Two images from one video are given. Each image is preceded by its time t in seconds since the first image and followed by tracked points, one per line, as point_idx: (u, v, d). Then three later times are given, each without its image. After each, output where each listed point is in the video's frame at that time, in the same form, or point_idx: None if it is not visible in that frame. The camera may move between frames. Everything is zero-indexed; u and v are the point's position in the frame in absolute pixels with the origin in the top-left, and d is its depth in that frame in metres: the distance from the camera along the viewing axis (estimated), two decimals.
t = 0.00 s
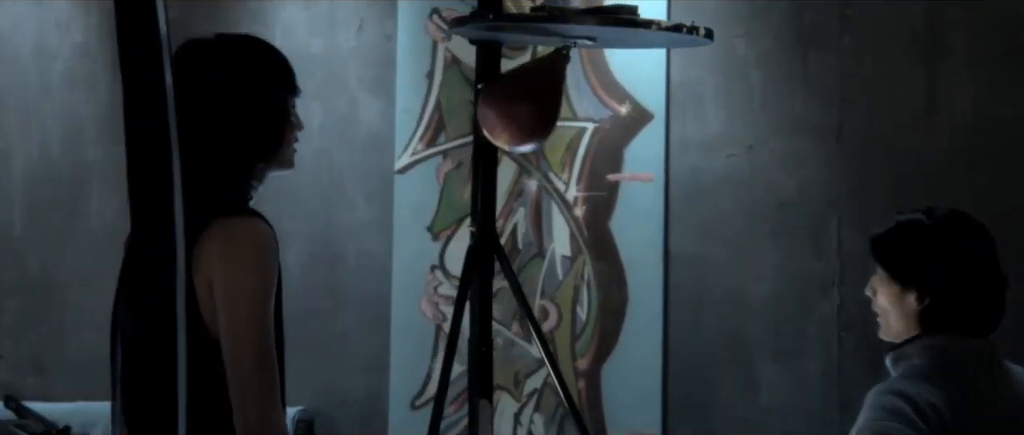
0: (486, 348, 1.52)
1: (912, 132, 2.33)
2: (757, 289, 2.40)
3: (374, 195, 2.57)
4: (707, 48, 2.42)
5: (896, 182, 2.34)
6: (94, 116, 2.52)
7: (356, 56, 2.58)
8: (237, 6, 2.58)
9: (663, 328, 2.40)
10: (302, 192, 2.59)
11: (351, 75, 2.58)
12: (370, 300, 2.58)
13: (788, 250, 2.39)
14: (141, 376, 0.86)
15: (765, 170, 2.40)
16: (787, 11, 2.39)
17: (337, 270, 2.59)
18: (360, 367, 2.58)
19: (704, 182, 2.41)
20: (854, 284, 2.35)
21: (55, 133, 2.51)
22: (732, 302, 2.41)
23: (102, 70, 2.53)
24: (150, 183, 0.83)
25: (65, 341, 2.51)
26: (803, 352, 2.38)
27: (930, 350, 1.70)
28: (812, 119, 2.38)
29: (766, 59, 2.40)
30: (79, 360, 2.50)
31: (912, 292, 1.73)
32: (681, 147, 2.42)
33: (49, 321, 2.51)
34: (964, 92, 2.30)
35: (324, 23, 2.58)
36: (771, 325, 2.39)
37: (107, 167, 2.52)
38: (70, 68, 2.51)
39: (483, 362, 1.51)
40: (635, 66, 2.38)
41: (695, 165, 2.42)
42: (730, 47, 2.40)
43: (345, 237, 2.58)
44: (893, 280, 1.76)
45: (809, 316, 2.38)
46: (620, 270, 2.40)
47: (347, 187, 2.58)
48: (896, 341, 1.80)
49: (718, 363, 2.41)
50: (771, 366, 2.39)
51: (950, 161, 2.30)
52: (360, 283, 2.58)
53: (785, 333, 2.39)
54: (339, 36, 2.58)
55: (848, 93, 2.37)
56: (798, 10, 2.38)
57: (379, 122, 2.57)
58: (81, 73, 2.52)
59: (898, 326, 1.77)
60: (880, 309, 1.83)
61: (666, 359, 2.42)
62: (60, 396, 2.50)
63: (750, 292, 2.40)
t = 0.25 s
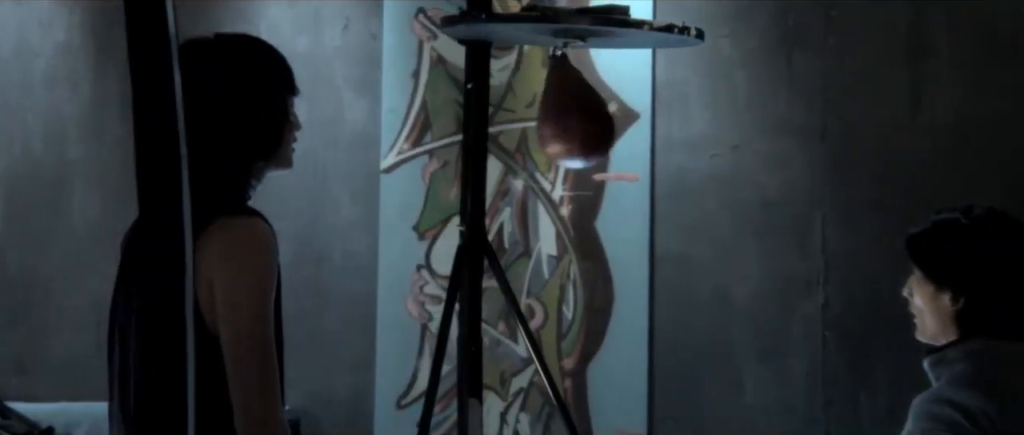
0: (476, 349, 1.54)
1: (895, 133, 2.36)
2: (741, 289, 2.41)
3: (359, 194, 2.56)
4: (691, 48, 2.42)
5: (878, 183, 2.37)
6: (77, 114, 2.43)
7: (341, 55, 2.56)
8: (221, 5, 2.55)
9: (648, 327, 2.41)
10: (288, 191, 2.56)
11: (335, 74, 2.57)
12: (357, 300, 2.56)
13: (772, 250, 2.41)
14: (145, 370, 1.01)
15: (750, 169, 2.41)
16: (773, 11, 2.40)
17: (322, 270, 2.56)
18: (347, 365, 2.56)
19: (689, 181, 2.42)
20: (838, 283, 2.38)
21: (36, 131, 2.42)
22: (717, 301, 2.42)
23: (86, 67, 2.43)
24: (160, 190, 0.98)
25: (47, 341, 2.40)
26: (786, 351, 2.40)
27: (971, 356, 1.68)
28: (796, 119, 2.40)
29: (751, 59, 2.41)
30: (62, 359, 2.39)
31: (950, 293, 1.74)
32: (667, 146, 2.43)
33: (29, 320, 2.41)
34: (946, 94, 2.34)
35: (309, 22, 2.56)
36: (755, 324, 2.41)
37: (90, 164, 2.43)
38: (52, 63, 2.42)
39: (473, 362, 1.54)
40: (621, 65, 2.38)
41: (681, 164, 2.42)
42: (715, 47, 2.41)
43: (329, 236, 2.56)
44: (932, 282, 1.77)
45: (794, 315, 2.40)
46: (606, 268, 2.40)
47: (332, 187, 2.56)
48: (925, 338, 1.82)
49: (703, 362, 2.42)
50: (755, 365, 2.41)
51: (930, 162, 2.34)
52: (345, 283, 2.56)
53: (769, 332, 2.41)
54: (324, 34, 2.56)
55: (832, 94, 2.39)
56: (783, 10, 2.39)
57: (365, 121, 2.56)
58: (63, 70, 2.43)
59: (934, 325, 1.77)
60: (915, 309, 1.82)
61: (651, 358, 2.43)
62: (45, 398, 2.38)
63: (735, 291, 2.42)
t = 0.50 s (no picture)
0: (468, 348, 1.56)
1: (879, 132, 2.37)
2: (728, 289, 2.42)
3: (347, 193, 2.55)
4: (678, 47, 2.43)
5: (863, 182, 2.38)
6: (62, 111, 2.39)
7: (329, 55, 2.55)
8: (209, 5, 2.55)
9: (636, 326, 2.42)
10: (275, 191, 2.54)
11: (324, 74, 2.55)
12: (344, 298, 2.55)
13: (760, 250, 2.42)
14: (145, 372, 0.98)
15: (737, 169, 2.42)
16: (760, 11, 2.41)
17: (310, 271, 2.55)
18: (333, 366, 2.55)
19: (677, 181, 2.43)
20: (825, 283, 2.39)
21: (21, 131, 2.39)
22: (704, 300, 2.43)
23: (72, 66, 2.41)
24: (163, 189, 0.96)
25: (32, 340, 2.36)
26: (773, 350, 2.41)
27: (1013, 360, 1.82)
28: (783, 119, 2.41)
29: (738, 59, 2.41)
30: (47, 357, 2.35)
31: (992, 297, 1.90)
32: (654, 146, 2.44)
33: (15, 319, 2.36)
34: (928, 94, 2.35)
35: (297, 22, 2.55)
36: (743, 323, 2.42)
37: (77, 161, 2.39)
38: (38, 65, 2.40)
39: (466, 363, 1.56)
40: (609, 65, 2.38)
41: (669, 163, 2.43)
42: (702, 47, 2.42)
43: (318, 237, 2.55)
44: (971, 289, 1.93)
45: (781, 314, 2.41)
46: (594, 268, 2.42)
47: (320, 187, 2.55)
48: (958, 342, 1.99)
49: (690, 360, 2.43)
50: (742, 364, 2.42)
51: (914, 161, 2.35)
52: (334, 285, 2.55)
53: (756, 331, 2.42)
54: (313, 34, 2.55)
55: (819, 95, 2.40)
56: (770, 10, 2.40)
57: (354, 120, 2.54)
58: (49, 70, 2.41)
59: (974, 332, 1.93)
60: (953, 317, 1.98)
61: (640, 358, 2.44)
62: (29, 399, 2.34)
63: (723, 291, 2.42)
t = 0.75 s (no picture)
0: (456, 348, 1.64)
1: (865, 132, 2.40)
2: (714, 288, 2.43)
3: (334, 193, 2.48)
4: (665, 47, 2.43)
5: (849, 182, 2.40)
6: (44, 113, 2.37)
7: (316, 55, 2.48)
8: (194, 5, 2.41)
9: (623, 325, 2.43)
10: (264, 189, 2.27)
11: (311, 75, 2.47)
12: (330, 298, 2.47)
13: (746, 249, 2.43)
14: (145, 373, 0.99)
15: (724, 168, 2.43)
16: (747, 12, 2.41)
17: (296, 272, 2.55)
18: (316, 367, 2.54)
19: (664, 181, 2.44)
20: (810, 282, 2.41)
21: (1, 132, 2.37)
22: (691, 300, 2.43)
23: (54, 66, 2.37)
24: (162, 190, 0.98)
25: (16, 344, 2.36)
26: (760, 349, 2.42)
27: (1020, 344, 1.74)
28: (770, 119, 2.42)
29: (724, 59, 2.42)
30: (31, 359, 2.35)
31: None
32: (641, 146, 2.44)
33: None
34: (914, 94, 2.39)
35: (283, 21, 2.45)
36: (730, 323, 2.43)
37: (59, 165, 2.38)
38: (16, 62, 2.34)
39: (454, 362, 1.65)
40: (596, 64, 2.38)
41: (655, 163, 2.44)
42: (689, 48, 2.41)
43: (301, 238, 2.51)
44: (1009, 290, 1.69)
45: (767, 314, 2.42)
46: (581, 268, 2.41)
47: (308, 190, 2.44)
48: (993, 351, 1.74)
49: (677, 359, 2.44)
50: (728, 364, 2.43)
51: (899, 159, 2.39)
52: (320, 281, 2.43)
53: (743, 331, 2.42)
54: (300, 34, 2.47)
55: (805, 95, 2.41)
56: (757, 10, 2.41)
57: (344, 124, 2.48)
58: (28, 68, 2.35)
59: (1012, 335, 1.69)
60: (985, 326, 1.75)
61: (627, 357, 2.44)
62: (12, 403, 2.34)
63: (709, 290, 2.43)
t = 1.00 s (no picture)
0: (441, 347, 1.65)
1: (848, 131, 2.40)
2: (699, 287, 2.44)
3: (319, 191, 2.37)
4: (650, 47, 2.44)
5: (833, 181, 2.41)
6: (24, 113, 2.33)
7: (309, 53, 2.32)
8: None
9: (608, 324, 2.43)
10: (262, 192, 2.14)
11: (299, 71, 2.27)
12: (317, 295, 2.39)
13: (731, 247, 2.43)
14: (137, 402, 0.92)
15: (709, 167, 2.43)
16: (731, 12, 2.43)
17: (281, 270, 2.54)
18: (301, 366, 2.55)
19: (649, 180, 2.44)
20: (795, 280, 2.42)
21: None
22: (675, 298, 2.44)
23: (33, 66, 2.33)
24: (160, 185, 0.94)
25: None
26: (745, 346, 2.43)
27: None
28: (755, 118, 2.42)
29: (709, 58, 2.43)
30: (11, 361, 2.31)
31: None
32: (626, 144, 2.44)
33: None
34: (898, 94, 2.39)
35: (269, 19, 2.25)
36: (714, 320, 2.44)
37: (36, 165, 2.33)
38: None
39: (439, 363, 1.66)
40: (582, 63, 2.39)
41: (640, 162, 2.44)
42: (674, 47, 2.42)
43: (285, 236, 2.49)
44: None
45: (751, 312, 2.43)
46: (567, 266, 2.42)
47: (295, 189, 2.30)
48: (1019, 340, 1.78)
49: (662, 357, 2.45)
50: (713, 361, 2.43)
51: (882, 159, 2.39)
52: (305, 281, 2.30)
53: (728, 328, 2.43)
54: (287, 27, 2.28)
55: (790, 95, 2.42)
56: (741, 10, 2.42)
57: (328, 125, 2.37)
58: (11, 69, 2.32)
59: None
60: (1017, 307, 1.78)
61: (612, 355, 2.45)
62: None
63: (694, 289, 2.44)
